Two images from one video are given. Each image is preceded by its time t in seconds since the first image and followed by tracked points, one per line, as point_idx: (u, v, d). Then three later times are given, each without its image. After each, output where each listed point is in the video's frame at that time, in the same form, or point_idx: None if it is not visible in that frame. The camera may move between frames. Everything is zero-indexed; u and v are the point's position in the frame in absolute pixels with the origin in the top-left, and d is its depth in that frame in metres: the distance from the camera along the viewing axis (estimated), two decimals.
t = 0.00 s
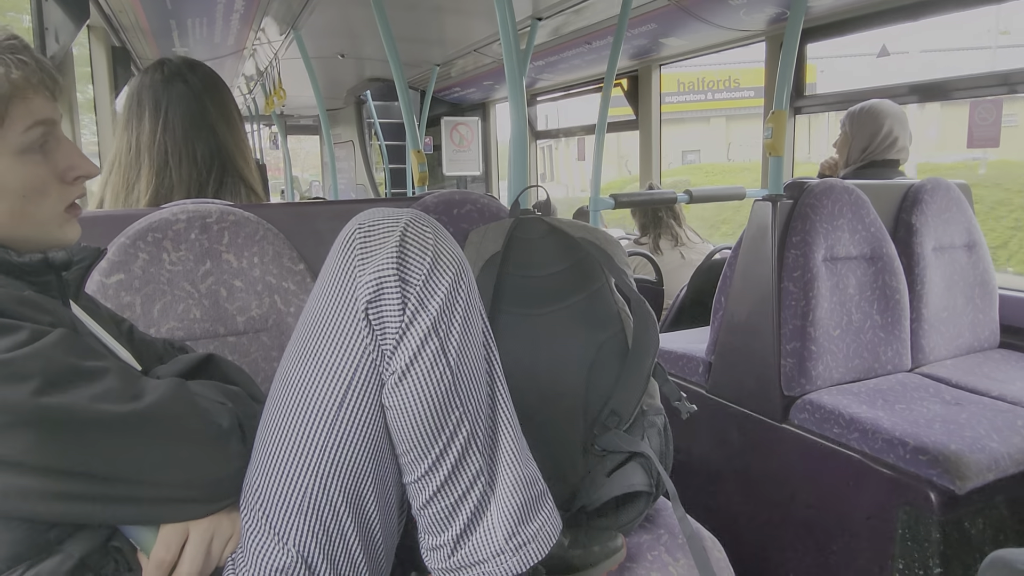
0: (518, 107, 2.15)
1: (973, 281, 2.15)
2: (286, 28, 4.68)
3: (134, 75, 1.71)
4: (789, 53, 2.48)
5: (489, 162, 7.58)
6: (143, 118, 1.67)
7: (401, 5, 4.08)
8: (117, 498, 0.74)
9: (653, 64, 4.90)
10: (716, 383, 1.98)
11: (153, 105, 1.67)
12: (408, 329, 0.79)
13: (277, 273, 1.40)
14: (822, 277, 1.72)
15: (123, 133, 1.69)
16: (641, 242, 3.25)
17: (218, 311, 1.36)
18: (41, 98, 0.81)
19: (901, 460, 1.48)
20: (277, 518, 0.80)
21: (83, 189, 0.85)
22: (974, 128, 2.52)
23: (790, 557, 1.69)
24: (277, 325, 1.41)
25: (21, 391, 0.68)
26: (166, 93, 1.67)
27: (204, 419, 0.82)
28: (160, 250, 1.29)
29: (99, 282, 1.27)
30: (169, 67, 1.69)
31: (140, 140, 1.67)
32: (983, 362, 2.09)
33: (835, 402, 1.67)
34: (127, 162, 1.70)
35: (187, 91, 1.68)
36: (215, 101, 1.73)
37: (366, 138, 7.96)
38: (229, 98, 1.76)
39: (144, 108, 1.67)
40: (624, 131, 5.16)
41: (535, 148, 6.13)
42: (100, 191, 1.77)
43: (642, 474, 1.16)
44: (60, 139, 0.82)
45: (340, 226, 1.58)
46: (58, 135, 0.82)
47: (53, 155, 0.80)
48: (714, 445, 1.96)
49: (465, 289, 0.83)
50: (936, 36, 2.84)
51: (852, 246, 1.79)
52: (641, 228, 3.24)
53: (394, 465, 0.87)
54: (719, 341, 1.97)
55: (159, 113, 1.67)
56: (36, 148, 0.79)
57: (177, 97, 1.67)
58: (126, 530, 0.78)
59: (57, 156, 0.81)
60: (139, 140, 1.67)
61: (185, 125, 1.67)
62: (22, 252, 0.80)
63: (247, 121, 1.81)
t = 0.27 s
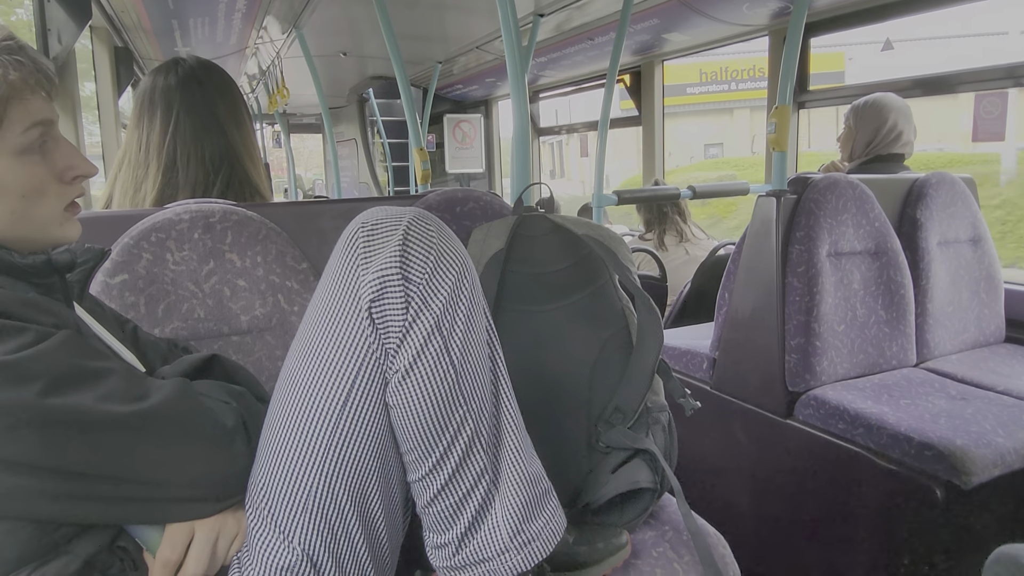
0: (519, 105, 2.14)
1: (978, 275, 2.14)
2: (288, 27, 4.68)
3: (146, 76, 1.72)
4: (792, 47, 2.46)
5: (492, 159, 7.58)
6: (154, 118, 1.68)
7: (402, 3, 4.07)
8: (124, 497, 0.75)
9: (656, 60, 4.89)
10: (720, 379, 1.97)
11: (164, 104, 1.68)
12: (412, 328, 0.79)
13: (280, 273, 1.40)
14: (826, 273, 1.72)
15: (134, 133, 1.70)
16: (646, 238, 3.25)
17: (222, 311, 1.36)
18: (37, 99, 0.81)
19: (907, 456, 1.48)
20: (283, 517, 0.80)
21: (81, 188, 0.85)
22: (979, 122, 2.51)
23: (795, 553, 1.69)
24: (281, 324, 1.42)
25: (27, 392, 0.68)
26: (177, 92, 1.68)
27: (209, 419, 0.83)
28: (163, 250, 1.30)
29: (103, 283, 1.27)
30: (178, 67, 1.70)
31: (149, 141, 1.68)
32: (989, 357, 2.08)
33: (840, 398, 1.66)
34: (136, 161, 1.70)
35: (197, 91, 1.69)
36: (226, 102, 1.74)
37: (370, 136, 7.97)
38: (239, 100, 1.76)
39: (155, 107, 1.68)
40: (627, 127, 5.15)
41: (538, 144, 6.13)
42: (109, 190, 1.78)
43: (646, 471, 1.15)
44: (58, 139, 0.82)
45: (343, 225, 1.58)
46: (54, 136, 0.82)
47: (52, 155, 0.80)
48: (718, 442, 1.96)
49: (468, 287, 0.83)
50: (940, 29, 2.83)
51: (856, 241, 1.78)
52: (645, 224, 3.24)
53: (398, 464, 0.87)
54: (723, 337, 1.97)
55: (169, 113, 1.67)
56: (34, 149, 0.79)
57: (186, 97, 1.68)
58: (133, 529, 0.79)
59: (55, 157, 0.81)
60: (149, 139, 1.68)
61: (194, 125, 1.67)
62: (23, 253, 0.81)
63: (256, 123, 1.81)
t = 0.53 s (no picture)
0: (521, 103, 2.13)
1: (981, 271, 2.14)
2: (289, 26, 4.68)
3: (148, 76, 1.72)
4: (794, 44, 2.46)
5: (494, 157, 7.58)
6: (159, 117, 1.68)
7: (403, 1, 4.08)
8: (129, 497, 0.75)
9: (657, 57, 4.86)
10: (722, 377, 1.97)
11: (169, 103, 1.68)
12: (415, 327, 0.79)
13: (284, 272, 1.40)
14: (829, 269, 1.72)
15: (138, 133, 1.71)
16: (648, 235, 3.25)
17: (225, 310, 1.36)
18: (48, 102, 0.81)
19: (910, 452, 1.48)
20: (289, 517, 0.80)
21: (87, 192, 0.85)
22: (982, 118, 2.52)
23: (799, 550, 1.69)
24: (284, 322, 1.42)
25: (33, 392, 0.69)
26: (180, 92, 1.68)
27: (212, 418, 0.83)
28: (167, 249, 1.30)
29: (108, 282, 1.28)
30: (181, 67, 1.70)
31: (154, 141, 1.68)
32: (992, 353, 2.08)
33: (843, 394, 1.66)
34: (141, 160, 1.70)
35: (201, 90, 1.69)
36: (229, 101, 1.74)
37: (371, 134, 7.97)
38: (242, 99, 1.77)
39: (160, 106, 1.68)
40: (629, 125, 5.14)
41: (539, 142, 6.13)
42: (114, 189, 1.78)
43: (650, 468, 1.15)
44: (67, 142, 0.83)
45: (346, 224, 1.59)
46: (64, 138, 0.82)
47: (61, 157, 0.81)
48: (721, 438, 1.96)
49: (471, 286, 0.83)
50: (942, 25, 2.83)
51: (858, 238, 1.78)
52: (649, 220, 3.23)
53: (402, 463, 0.87)
54: (725, 334, 1.97)
55: (173, 113, 1.68)
56: (44, 150, 0.79)
57: (189, 96, 1.68)
58: (137, 529, 0.79)
59: (64, 158, 0.81)
60: (153, 139, 1.68)
61: (198, 124, 1.67)
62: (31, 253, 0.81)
63: (259, 122, 1.82)
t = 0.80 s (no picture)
0: (522, 102, 2.14)
1: (984, 269, 2.13)
2: (290, 26, 4.69)
3: (147, 77, 1.72)
4: (796, 43, 2.46)
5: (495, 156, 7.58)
6: (158, 118, 1.68)
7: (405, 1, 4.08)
8: (131, 500, 0.75)
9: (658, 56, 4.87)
10: (725, 376, 1.97)
11: (168, 104, 1.68)
12: (418, 327, 0.79)
13: (286, 272, 1.40)
14: (832, 268, 1.71)
15: (138, 135, 1.70)
16: (650, 234, 3.25)
17: (228, 310, 1.37)
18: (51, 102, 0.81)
19: (913, 451, 1.48)
20: (292, 515, 0.80)
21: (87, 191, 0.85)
22: (985, 115, 2.52)
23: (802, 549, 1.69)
24: (287, 323, 1.42)
25: (36, 392, 0.69)
26: (181, 92, 1.68)
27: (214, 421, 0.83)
28: (170, 250, 1.30)
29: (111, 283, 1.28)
30: (181, 67, 1.71)
31: (154, 141, 1.68)
32: (995, 351, 2.08)
33: (846, 394, 1.66)
34: (141, 161, 1.71)
35: (202, 91, 1.69)
36: (228, 101, 1.74)
37: (373, 134, 7.98)
38: (241, 99, 1.77)
39: (159, 107, 1.68)
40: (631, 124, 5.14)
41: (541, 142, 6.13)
42: (116, 190, 1.79)
43: (653, 468, 1.14)
44: (69, 143, 0.83)
45: (348, 224, 1.59)
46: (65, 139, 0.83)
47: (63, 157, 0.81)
48: (723, 438, 1.96)
49: (473, 287, 0.83)
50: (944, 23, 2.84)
51: (861, 236, 1.78)
52: (650, 220, 3.23)
53: (405, 463, 0.87)
54: (728, 334, 1.97)
55: (173, 113, 1.68)
56: (47, 150, 0.79)
57: (190, 97, 1.68)
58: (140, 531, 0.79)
59: (66, 159, 0.82)
60: (153, 140, 1.68)
61: (198, 125, 1.67)
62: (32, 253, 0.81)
63: (258, 122, 1.82)
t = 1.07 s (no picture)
0: (524, 104, 2.14)
1: (987, 270, 2.13)
2: (293, 29, 4.70)
3: (149, 80, 1.72)
4: (798, 44, 2.45)
5: (497, 158, 7.58)
6: (160, 120, 1.68)
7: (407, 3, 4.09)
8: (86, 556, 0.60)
9: (660, 58, 4.88)
10: (727, 378, 1.97)
11: (170, 105, 1.68)
12: (469, 359, 0.74)
13: (289, 274, 1.41)
14: (835, 270, 1.71)
15: (140, 136, 1.70)
16: (652, 236, 3.25)
17: (231, 312, 1.37)
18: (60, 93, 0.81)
19: (917, 453, 1.47)
20: (310, 528, 0.77)
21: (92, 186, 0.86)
22: (988, 117, 2.52)
23: (807, 551, 1.68)
24: (289, 324, 1.42)
25: None
26: (182, 93, 1.68)
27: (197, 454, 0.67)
28: (172, 251, 1.31)
29: (113, 284, 1.29)
30: (184, 70, 1.71)
31: (156, 143, 1.68)
32: (998, 353, 2.07)
33: (848, 395, 1.66)
34: (142, 163, 1.71)
35: (205, 93, 1.69)
36: (230, 103, 1.74)
37: (375, 136, 7.99)
38: (243, 101, 1.78)
39: (161, 108, 1.68)
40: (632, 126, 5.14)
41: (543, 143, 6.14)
42: (118, 192, 1.79)
43: (655, 470, 1.14)
44: (75, 135, 0.84)
45: (350, 226, 1.59)
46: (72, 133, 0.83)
47: (70, 149, 0.82)
48: (727, 440, 1.96)
49: (529, 322, 0.78)
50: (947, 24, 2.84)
51: (863, 238, 1.78)
52: (651, 221, 3.23)
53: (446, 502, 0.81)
54: (730, 336, 1.96)
55: (174, 115, 1.67)
56: (56, 141, 0.79)
57: (193, 99, 1.68)
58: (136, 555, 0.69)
59: (74, 151, 0.82)
60: (155, 142, 1.68)
61: (200, 127, 1.67)
62: (31, 243, 0.80)
63: (261, 123, 1.83)
